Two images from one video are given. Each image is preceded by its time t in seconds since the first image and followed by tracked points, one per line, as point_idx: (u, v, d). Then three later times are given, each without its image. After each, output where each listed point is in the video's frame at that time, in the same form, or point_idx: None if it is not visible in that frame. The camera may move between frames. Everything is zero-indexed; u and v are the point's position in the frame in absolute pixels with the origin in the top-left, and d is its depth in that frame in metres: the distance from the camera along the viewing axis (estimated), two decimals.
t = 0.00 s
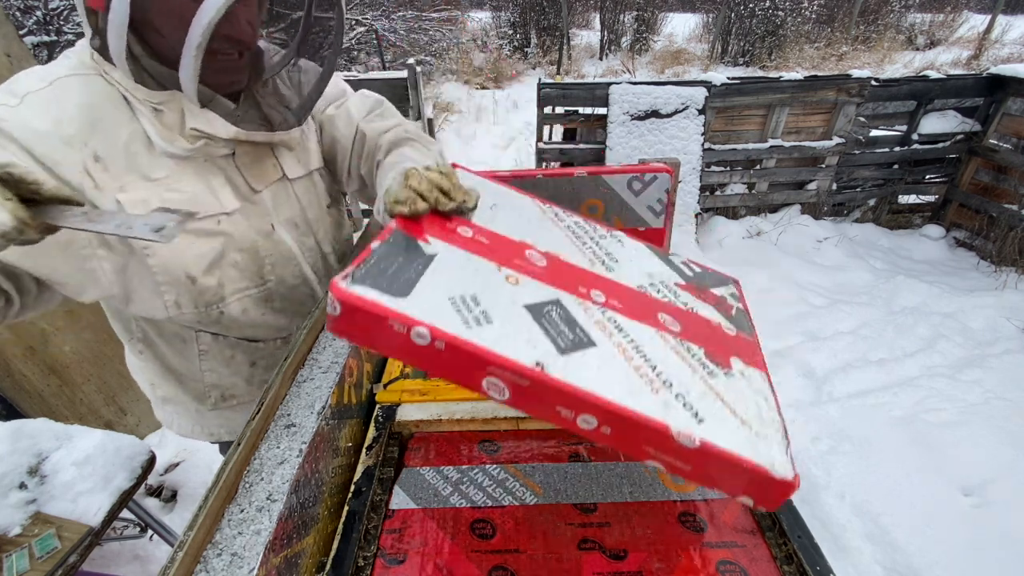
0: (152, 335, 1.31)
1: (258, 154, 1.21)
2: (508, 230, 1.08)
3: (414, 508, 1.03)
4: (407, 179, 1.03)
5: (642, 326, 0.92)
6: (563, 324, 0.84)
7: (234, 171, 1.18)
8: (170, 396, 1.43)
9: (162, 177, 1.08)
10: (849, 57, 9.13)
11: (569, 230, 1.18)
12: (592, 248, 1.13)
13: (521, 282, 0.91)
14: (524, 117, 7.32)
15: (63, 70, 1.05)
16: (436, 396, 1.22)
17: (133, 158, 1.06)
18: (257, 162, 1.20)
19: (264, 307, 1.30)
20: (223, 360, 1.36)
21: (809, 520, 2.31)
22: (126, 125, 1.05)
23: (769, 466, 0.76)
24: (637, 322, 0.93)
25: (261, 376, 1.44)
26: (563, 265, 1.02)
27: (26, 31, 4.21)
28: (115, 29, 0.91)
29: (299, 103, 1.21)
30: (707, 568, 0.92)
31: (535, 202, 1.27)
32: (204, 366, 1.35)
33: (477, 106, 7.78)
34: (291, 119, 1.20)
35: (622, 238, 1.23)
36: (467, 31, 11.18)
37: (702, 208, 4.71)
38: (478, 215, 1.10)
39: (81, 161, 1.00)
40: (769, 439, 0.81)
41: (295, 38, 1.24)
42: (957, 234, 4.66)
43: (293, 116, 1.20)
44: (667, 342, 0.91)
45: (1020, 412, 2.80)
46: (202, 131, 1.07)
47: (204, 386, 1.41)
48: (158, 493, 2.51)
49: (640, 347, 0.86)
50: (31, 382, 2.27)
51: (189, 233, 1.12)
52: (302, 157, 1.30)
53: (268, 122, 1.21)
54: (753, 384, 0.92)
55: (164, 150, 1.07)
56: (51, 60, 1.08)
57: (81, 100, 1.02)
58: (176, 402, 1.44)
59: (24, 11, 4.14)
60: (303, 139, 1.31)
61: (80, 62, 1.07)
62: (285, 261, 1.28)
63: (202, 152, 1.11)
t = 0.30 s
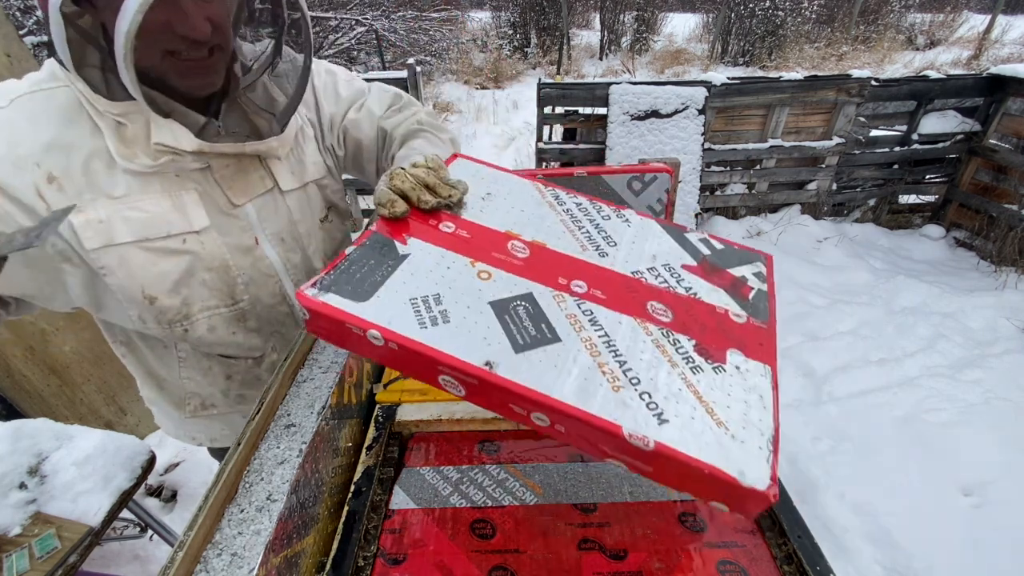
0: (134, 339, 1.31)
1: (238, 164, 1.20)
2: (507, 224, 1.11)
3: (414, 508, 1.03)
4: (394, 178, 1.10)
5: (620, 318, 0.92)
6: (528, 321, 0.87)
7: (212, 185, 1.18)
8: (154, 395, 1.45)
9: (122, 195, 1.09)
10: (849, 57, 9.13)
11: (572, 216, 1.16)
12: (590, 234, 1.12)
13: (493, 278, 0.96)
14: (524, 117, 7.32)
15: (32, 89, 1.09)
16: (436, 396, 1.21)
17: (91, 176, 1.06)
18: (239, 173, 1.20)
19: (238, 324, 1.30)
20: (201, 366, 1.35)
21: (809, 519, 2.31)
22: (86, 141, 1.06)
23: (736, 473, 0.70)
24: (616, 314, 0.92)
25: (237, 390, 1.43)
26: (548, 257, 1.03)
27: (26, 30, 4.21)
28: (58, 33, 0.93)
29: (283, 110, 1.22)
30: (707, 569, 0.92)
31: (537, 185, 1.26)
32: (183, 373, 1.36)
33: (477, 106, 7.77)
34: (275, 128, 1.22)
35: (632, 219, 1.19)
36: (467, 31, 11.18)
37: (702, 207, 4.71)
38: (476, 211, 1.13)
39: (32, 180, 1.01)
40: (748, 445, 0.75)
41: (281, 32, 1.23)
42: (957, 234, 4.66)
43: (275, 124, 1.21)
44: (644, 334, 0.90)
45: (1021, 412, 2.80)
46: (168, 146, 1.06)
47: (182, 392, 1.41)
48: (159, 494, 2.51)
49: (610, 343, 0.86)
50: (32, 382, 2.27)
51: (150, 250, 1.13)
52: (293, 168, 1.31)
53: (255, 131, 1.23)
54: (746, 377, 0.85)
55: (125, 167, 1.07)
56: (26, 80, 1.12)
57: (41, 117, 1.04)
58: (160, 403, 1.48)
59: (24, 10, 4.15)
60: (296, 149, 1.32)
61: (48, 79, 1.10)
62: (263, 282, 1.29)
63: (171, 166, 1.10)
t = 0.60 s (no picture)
0: (149, 352, 1.32)
1: (247, 159, 1.23)
2: (507, 105, 1.29)
3: (414, 508, 1.03)
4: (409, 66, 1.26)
5: (603, 164, 1.12)
6: (535, 150, 1.05)
7: (224, 180, 1.20)
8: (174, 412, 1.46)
9: (144, 199, 1.09)
10: (849, 56, 9.13)
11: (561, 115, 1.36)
12: (573, 124, 1.32)
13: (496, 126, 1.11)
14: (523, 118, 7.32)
15: (35, 96, 1.05)
16: (436, 396, 1.22)
17: (113, 181, 1.06)
18: (247, 170, 1.23)
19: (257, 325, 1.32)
20: (225, 374, 1.39)
21: (809, 520, 2.31)
22: (105, 147, 1.05)
23: (699, 240, 0.95)
24: (600, 161, 1.13)
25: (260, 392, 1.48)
26: (542, 126, 1.21)
27: (27, 31, 4.25)
28: (82, 41, 0.90)
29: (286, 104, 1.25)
30: (707, 569, 0.92)
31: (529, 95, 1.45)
32: (204, 383, 1.38)
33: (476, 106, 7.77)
34: (282, 120, 1.24)
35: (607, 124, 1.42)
36: (467, 31, 11.18)
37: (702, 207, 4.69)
38: (477, 95, 1.30)
39: (61, 189, 0.99)
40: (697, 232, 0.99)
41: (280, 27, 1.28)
42: (957, 234, 4.66)
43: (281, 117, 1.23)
44: (626, 175, 1.10)
45: (1021, 412, 2.80)
46: (190, 144, 1.08)
47: (202, 404, 1.43)
48: (159, 493, 2.51)
49: (598, 172, 1.07)
50: (31, 382, 2.27)
51: (179, 252, 1.13)
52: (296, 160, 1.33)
53: (262, 123, 1.28)
54: (699, 208, 1.10)
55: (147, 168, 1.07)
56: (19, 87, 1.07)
57: (55, 125, 1.02)
58: (182, 419, 1.48)
59: (25, 11, 4.18)
60: (296, 143, 1.35)
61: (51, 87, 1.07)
62: (280, 275, 1.31)
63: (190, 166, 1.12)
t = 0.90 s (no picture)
0: (173, 352, 1.32)
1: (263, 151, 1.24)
2: (533, 110, 1.31)
3: (414, 508, 1.03)
4: (411, 86, 1.33)
5: (638, 137, 1.12)
6: (567, 142, 1.08)
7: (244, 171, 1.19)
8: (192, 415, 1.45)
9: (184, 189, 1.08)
10: (849, 57, 9.13)
11: (581, 107, 1.37)
12: (593, 111, 1.33)
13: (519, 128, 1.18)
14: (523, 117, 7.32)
15: (65, 89, 1.02)
16: (436, 396, 1.22)
17: (154, 171, 1.05)
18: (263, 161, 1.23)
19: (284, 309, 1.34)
20: (250, 369, 1.40)
21: (809, 520, 2.31)
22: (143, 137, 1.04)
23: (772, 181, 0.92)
24: (638, 136, 1.13)
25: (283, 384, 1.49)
26: (565, 118, 1.24)
27: (26, 31, 4.28)
28: (122, 29, 0.91)
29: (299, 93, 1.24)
30: (706, 569, 0.92)
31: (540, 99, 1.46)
32: (231, 380, 1.40)
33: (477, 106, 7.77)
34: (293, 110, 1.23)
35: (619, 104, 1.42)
36: (467, 30, 11.19)
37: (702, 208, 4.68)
38: (491, 108, 1.33)
39: (116, 177, 0.98)
40: (758, 169, 0.97)
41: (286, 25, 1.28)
42: (957, 234, 4.66)
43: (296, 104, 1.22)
44: (670, 141, 1.10)
45: (1021, 412, 2.79)
46: (219, 133, 1.13)
47: (227, 400, 1.45)
48: (159, 493, 2.51)
49: (635, 144, 1.08)
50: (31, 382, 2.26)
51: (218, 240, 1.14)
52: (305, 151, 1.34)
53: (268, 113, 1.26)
54: (751, 152, 1.07)
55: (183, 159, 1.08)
56: (40, 82, 1.03)
57: (96, 116, 1.00)
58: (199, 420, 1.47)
59: (24, 11, 4.20)
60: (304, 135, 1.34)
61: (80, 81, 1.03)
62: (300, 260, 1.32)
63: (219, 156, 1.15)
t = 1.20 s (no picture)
0: (139, 349, 1.36)
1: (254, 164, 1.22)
2: (517, 309, 1.00)
3: (414, 508, 1.03)
4: (398, 267, 0.99)
5: (657, 411, 0.82)
6: (567, 422, 0.77)
7: (225, 185, 1.18)
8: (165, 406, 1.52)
9: (142, 194, 1.08)
10: (849, 57, 9.14)
11: (578, 299, 1.07)
12: (600, 317, 1.03)
13: (519, 372, 0.84)
14: (523, 117, 7.33)
15: (46, 86, 1.05)
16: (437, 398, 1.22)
17: (113, 173, 1.06)
18: (250, 173, 1.21)
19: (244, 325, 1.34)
20: (203, 378, 1.40)
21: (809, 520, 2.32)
22: (107, 138, 1.04)
23: None
24: (651, 404, 0.83)
25: (243, 398, 1.49)
26: (566, 340, 0.94)
27: (26, 31, 4.30)
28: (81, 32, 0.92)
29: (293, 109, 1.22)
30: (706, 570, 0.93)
31: (537, 269, 1.17)
32: (188, 384, 1.41)
33: (477, 106, 7.78)
34: (286, 125, 1.22)
35: (635, 299, 1.11)
36: (467, 31, 11.19)
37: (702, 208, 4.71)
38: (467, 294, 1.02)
39: (67, 177, 1.00)
40: (811, 539, 0.69)
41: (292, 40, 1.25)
42: (957, 234, 4.65)
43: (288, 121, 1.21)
44: (684, 427, 0.80)
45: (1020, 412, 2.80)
46: (184, 143, 1.06)
47: (187, 402, 1.47)
48: (159, 493, 2.51)
49: (656, 440, 0.77)
50: (31, 382, 2.26)
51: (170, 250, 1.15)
52: (300, 168, 1.31)
53: (264, 129, 1.22)
54: (786, 468, 0.79)
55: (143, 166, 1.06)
56: (33, 80, 1.08)
57: (64, 115, 1.02)
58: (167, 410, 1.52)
59: (24, 11, 4.22)
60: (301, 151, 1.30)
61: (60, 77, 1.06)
62: (272, 279, 1.32)
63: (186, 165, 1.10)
